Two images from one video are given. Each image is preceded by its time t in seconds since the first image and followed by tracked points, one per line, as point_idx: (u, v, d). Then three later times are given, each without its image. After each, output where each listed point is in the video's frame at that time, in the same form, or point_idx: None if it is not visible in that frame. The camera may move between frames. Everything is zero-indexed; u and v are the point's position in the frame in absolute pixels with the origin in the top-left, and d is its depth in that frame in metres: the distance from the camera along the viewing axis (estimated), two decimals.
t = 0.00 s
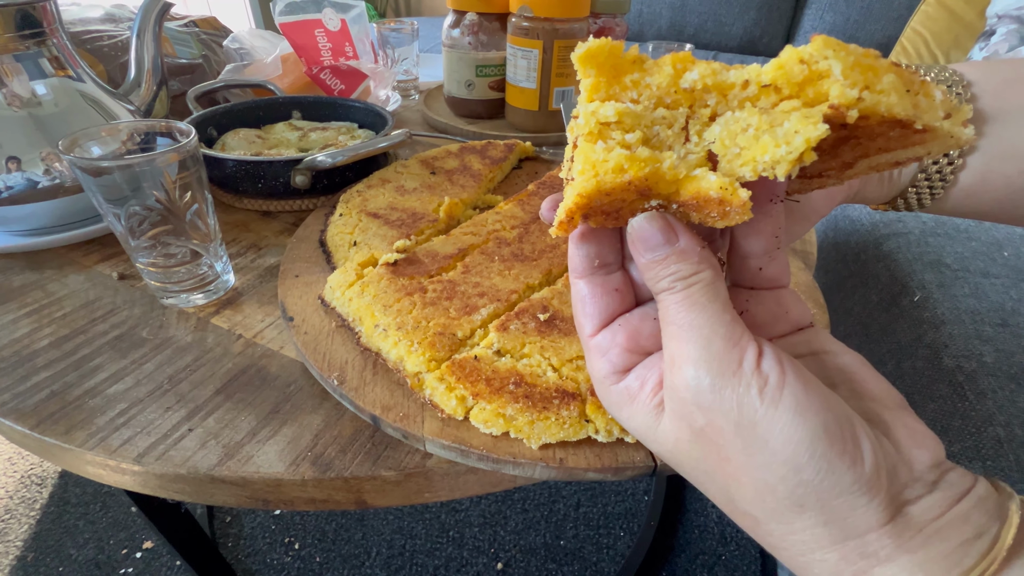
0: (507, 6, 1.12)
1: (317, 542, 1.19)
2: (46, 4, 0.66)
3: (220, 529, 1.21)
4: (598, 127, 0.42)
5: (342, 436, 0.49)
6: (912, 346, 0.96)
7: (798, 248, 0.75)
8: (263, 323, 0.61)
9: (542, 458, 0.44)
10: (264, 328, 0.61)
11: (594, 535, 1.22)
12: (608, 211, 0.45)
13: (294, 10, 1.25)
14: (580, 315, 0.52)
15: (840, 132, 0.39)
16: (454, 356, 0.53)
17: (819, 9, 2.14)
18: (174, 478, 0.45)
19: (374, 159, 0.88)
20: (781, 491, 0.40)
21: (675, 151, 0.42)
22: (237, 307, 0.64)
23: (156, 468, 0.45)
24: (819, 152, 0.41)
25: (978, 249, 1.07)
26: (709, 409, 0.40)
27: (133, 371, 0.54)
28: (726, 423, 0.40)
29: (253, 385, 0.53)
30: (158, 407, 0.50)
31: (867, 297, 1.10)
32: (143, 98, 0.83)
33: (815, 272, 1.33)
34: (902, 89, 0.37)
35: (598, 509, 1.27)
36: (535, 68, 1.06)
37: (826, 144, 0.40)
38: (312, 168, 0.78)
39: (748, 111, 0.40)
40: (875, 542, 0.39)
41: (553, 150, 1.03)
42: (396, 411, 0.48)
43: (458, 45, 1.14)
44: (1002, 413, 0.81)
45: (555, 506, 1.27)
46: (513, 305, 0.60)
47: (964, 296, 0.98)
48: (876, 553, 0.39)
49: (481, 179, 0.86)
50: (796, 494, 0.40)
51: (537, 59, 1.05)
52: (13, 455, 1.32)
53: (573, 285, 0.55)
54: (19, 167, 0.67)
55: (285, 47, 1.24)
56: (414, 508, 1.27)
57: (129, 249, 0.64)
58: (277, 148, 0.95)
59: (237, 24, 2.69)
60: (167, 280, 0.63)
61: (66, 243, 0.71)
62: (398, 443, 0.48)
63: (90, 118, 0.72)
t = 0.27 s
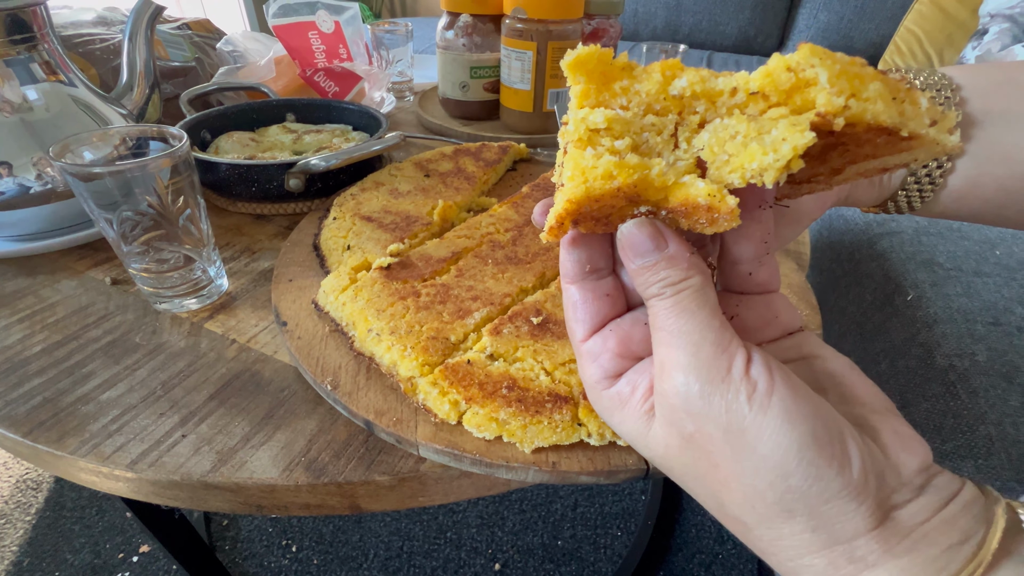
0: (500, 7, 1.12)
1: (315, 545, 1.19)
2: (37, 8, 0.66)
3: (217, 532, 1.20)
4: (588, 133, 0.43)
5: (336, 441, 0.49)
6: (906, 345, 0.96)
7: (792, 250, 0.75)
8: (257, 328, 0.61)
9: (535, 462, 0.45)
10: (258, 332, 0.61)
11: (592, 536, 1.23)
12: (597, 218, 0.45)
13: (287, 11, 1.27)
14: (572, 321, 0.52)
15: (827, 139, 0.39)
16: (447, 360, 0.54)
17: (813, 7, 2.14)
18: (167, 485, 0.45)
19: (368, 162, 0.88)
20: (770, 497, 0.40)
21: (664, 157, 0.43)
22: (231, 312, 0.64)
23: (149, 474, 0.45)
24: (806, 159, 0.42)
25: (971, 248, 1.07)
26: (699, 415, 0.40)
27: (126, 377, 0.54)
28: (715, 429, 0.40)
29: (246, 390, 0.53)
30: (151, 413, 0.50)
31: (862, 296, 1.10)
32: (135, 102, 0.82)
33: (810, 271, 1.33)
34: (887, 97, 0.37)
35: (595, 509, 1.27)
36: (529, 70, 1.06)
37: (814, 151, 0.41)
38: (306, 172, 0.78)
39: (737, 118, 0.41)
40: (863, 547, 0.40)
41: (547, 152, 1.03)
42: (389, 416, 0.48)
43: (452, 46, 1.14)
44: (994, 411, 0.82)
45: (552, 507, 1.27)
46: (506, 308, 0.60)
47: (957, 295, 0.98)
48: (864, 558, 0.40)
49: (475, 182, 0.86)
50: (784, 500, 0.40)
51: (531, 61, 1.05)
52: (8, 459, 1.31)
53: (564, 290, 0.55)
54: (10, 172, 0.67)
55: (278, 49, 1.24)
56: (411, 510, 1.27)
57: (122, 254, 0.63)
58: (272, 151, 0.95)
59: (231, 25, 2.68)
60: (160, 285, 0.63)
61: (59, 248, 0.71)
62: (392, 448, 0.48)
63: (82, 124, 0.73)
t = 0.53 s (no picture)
0: (494, 9, 1.13)
1: (315, 545, 1.20)
2: (33, 13, 0.67)
3: (217, 533, 1.21)
4: (577, 134, 0.43)
5: (333, 439, 0.49)
6: (898, 340, 0.97)
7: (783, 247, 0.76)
8: (254, 328, 0.62)
9: (529, 457, 0.45)
10: (256, 333, 0.61)
11: (590, 533, 1.23)
12: (587, 215, 0.46)
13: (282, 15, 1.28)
14: (563, 318, 0.53)
15: (809, 139, 0.40)
16: (442, 358, 0.54)
17: (807, 6, 2.15)
18: (167, 483, 0.46)
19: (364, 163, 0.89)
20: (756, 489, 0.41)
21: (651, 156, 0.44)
22: (229, 313, 0.64)
23: (149, 473, 0.46)
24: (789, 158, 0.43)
25: (963, 244, 1.07)
26: (686, 409, 0.41)
27: (125, 378, 0.55)
28: (702, 422, 0.41)
29: (244, 390, 0.54)
30: (150, 413, 0.51)
31: (855, 292, 1.11)
32: (132, 105, 0.82)
33: (804, 268, 1.34)
34: (867, 97, 0.37)
35: (594, 507, 1.28)
36: (523, 71, 1.07)
37: (797, 150, 0.42)
38: (303, 174, 0.79)
39: (721, 118, 0.41)
40: (845, 535, 0.40)
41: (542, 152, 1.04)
42: (386, 413, 0.49)
43: (447, 48, 1.15)
44: (984, 405, 0.83)
45: (551, 505, 1.28)
46: (501, 307, 0.61)
47: (948, 290, 0.99)
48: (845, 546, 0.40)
49: (470, 183, 0.87)
50: (769, 491, 0.41)
51: (525, 62, 1.06)
52: (8, 463, 1.32)
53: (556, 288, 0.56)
54: (8, 176, 0.67)
55: (274, 52, 1.24)
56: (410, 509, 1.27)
57: (119, 257, 0.64)
58: (268, 154, 0.96)
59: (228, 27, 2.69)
60: (158, 287, 0.64)
61: (57, 251, 0.71)
62: (389, 444, 0.49)
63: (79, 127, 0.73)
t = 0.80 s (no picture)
0: (480, 16, 1.13)
1: (307, 552, 1.20)
2: (11, 28, 0.67)
3: (209, 542, 1.21)
4: (540, 154, 0.43)
5: (314, 453, 0.49)
6: (882, 342, 0.97)
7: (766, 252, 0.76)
8: (237, 341, 0.62)
9: (506, 470, 0.46)
10: (239, 346, 0.62)
11: (583, 536, 1.24)
12: (552, 234, 0.46)
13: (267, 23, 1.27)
14: (534, 334, 0.53)
15: (767, 159, 0.41)
16: (421, 371, 0.55)
17: (796, 7, 2.16)
18: (146, 500, 0.46)
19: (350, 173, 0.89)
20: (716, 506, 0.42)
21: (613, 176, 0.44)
22: (212, 325, 0.64)
23: (128, 490, 0.46)
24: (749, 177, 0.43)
25: (946, 246, 1.10)
26: (648, 426, 0.41)
27: (105, 394, 0.55)
28: (664, 439, 0.41)
29: (226, 404, 0.54)
30: (130, 430, 0.51)
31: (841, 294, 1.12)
32: (116, 117, 0.82)
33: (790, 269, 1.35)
34: (819, 119, 0.39)
35: (587, 510, 1.29)
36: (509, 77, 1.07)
37: (755, 169, 0.42)
38: (287, 184, 0.79)
39: (681, 138, 0.42)
40: (803, 552, 0.41)
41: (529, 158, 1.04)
42: (365, 427, 0.49)
43: (434, 55, 1.15)
44: (965, 407, 0.84)
45: (544, 508, 1.28)
46: (481, 318, 0.61)
47: (931, 292, 1.00)
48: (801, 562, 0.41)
49: (455, 191, 0.87)
50: (729, 507, 0.41)
51: (511, 69, 1.06)
52: None
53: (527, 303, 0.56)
54: None
55: (260, 60, 1.24)
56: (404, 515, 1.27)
57: (100, 272, 0.64)
58: (254, 163, 0.96)
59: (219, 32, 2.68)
60: (140, 301, 0.64)
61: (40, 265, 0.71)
62: (368, 458, 0.49)
63: (61, 141, 0.73)
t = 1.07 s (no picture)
0: (463, 29, 1.14)
1: (297, 566, 1.19)
2: None
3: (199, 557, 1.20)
4: (500, 189, 0.44)
5: (289, 479, 0.49)
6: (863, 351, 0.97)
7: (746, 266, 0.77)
8: (216, 364, 0.62)
9: (479, 496, 0.46)
10: (217, 369, 0.61)
11: (575, 545, 1.24)
12: (516, 265, 0.47)
13: (250, 38, 1.27)
14: (501, 361, 0.53)
15: (721, 195, 0.41)
16: (396, 397, 0.55)
17: (782, 12, 2.17)
18: (119, 531, 0.46)
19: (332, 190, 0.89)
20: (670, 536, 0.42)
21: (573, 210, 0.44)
22: (190, 348, 0.64)
23: (101, 522, 0.46)
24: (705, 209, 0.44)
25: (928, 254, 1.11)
26: (606, 457, 0.42)
27: (80, 422, 0.54)
28: (620, 471, 0.42)
29: (202, 430, 0.54)
30: (104, 458, 0.51)
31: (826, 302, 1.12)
32: (95, 136, 0.81)
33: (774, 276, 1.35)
34: (769, 157, 0.39)
35: (578, 518, 1.28)
36: (493, 90, 1.07)
37: (711, 202, 0.43)
38: (268, 203, 0.79)
39: (637, 173, 0.43)
40: None
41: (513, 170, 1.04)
42: (339, 454, 0.49)
43: (418, 67, 1.16)
44: (944, 416, 0.84)
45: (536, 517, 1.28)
46: (456, 341, 0.61)
47: (912, 300, 1.01)
48: None
49: (437, 208, 0.87)
50: (682, 538, 0.42)
51: (494, 82, 1.06)
52: None
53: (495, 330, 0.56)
54: None
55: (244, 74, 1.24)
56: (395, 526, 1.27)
57: (75, 297, 0.64)
58: (237, 180, 0.96)
59: (207, 41, 2.66)
60: (117, 325, 0.64)
61: (17, 288, 0.71)
62: (343, 484, 0.49)
63: (40, 165, 0.73)
